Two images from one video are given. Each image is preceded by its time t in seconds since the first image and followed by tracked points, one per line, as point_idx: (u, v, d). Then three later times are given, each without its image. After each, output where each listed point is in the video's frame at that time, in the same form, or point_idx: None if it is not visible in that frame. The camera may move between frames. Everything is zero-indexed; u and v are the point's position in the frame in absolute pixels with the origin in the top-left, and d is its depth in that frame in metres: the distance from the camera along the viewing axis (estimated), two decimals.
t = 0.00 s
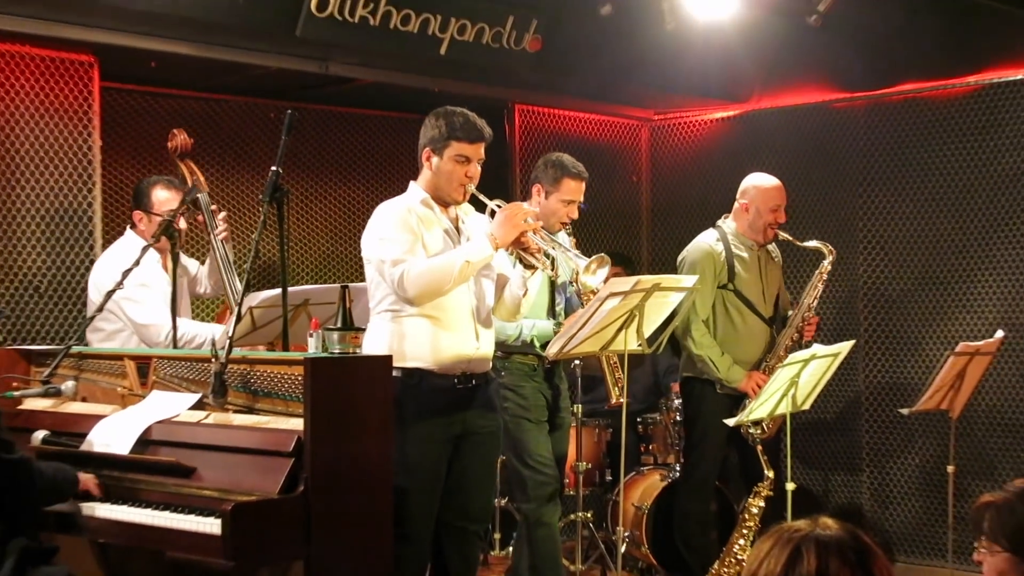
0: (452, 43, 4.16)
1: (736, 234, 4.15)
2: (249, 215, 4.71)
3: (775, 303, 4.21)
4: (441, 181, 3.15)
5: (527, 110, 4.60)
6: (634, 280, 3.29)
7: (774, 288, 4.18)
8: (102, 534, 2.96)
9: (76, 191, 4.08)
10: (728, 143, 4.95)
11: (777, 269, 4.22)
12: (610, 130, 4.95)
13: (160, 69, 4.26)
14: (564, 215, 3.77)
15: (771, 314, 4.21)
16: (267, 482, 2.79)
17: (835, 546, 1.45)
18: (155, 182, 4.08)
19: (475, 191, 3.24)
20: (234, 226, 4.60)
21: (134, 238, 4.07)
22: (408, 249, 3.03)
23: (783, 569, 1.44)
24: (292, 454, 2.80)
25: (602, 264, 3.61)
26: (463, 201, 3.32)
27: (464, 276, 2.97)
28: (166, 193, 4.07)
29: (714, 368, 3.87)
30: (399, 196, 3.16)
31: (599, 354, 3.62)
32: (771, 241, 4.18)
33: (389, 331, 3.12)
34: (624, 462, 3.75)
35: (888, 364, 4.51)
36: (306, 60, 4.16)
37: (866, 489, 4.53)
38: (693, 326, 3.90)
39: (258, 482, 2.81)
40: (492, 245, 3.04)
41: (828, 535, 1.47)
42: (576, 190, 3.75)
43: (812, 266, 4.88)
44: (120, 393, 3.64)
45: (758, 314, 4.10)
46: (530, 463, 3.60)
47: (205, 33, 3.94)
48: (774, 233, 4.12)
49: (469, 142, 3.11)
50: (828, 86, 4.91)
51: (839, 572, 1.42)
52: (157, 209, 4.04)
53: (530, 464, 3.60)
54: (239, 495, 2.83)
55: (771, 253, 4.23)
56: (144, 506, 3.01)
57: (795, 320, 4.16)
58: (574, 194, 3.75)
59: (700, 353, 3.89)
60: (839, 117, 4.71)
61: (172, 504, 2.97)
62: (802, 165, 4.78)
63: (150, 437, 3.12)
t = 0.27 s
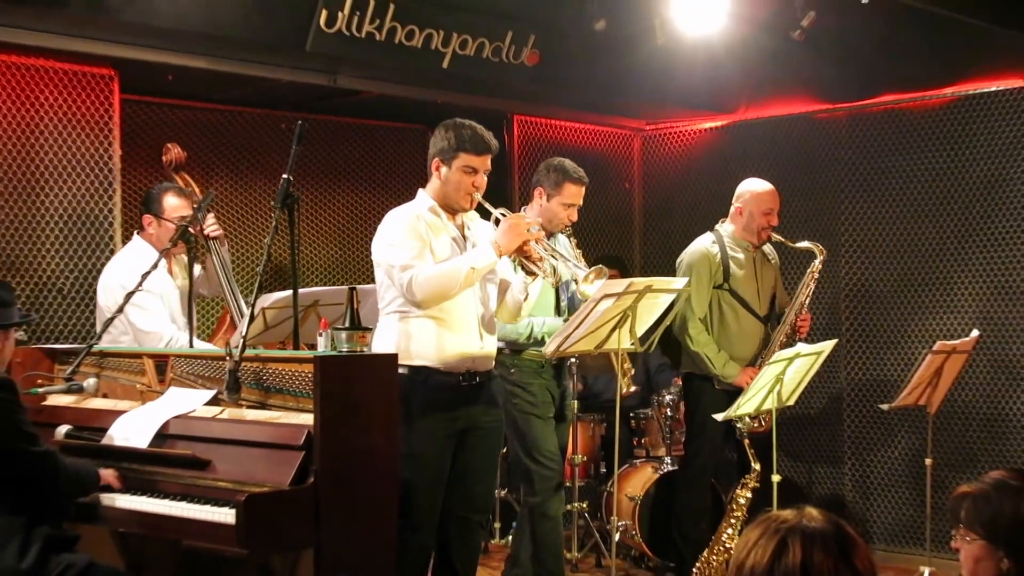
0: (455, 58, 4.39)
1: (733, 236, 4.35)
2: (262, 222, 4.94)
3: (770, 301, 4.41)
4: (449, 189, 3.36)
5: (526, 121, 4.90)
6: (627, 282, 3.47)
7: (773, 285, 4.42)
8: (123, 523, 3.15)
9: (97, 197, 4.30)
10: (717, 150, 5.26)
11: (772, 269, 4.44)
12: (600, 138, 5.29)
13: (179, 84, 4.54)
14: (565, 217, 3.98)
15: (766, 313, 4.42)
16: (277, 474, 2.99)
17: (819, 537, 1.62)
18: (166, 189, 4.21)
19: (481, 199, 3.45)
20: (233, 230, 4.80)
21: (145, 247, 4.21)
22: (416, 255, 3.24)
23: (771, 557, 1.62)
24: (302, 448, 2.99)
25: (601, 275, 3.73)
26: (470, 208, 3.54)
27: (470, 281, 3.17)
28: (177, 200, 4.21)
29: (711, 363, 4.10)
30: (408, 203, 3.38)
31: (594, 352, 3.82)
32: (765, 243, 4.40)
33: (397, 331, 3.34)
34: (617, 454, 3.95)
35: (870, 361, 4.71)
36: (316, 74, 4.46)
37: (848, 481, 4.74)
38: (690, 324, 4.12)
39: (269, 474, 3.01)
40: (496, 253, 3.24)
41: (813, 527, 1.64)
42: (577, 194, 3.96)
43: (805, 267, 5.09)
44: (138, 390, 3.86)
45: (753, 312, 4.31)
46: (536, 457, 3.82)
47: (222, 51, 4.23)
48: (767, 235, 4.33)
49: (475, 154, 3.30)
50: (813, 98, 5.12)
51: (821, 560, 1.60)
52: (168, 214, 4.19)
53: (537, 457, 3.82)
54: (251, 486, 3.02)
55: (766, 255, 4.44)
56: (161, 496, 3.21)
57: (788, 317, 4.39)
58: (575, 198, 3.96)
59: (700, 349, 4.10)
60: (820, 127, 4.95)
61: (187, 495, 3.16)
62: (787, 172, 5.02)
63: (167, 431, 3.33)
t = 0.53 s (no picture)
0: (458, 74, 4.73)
1: (731, 241, 4.61)
2: (276, 225, 5.24)
3: (765, 298, 4.66)
4: (458, 197, 3.62)
5: (528, 133, 5.26)
6: (622, 283, 3.69)
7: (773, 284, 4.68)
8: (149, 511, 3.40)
9: (122, 204, 4.60)
10: (707, 159, 5.55)
11: (769, 269, 4.69)
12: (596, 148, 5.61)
13: (199, 97, 4.83)
14: (561, 208, 4.22)
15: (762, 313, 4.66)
16: (293, 465, 3.23)
17: (803, 529, 1.80)
18: (173, 196, 4.52)
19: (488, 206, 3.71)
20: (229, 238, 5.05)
21: (161, 253, 4.44)
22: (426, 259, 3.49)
23: (759, 547, 1.79)
24: (317, 440, 3.24)
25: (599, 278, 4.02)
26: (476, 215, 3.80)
27: (475, 285, 3.41)
28: (186, 205, 4.53)
29: (710, 361, 4.33)
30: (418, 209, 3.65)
31: (591, 350, 4.06)
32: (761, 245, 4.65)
33: (408, 330, 3.60)
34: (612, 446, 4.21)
35: (850, 359, 4.98)
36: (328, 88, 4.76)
37: (830, 471, 5.01)
38: (689, 325, 4.35)
39: (285, 465, 3.25)
40: (501, 257, 3.49)
41: (798, 519, 1.82)
42: (568, 186, 4.20)
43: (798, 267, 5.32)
44: (161, 386, 4.11)
45: (749, 312, 4.54)
46: (541, 451, 4.07)
47: (242, 68, 4.54)
48: (763, 238, 4.60)
49: (483, 164, 3.56)
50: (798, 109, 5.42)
51: (806, 552, 1.78)
52: (179, 219, 4.50)
53: (541, 451, 4.07)
54: (268, 477, 3.26)
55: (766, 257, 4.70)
56: (183, 486, 3.45)
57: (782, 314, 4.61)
58: (567, 189, 4.20)
59: (696, 345, 4.35)
60: (805, 137, 5.21)
61: (206, 484, 3.39)
62: (772, 180, 5.29)
63: (190, 425, 3.58)
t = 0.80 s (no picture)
0: (462, 83, 5.00)
1: (726, 244, 4.82)
2: (287, 228, 5.47)
3: (760, 298, 4.84)
4: (460, 202, 3.84)
5: (527, 140, 5.55)
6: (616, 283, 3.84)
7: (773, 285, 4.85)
8: (168, 499, 3.59)
9: (140, 208, 4.84)
10: (698, 165, 5.80)
11: (767, 271, 4.88)
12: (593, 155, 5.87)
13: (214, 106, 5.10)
14: (556, 206, 4.43)
15: (756, 312, 4.86)
16: (302, 457, 3.43)
17: (792, 521, 1.88)
18: (188, 201, 4.70)
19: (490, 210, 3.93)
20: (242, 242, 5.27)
21: (174, 256, 4.62)
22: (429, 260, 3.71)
23: (748, 540, 1.87)
24: (325, 433, 3.45)
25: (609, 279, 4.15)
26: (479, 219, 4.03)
27: (476, 284, 3.63)
28: (200, 210, 4.70)
29: (704, 357, 4.57)
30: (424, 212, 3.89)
31: (587, 347, 4.21)
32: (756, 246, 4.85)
33: (414, 327, 3.82)
34: (608, 438, 4.43)
35: (833, 358, 5.23)
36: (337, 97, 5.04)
37: (815, 462, 5.25)
38: (683, 323, 4.59)
39: (295, 457, 3.45)
40: (501, 257, 3.70)
41: (785, 511, 1.90)
42: (561, 184, 4.42)
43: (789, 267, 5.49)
44: (177, 381, 4.32)
45: (744, 311, 4.77)
46: (545, 446, 4.28)
47: (255, 78, 4.79)
48: (756, 240, 4.77)
49: (484, 170, 3.77)
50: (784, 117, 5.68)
51: (793, 540, 1.86)
52: (192, 223, 4.67)
53: (545, 446, 4.28)
54: (280, 468, 3.46)
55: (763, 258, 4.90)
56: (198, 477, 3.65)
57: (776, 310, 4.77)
58: (561, 187, 4.42)
59: (691, 342, 4.58)
60: (788, 147, 5.49)
61: (220, 475, 3.59)
62: (760, 184, 5.57)
63: (204, 418, 3.78)
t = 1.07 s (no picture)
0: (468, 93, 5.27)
1: (724, 248, 5.00)
2: (300, 232, 5.74)
3: (755, 298, 5.03)
4: (465, 207, 4.07)
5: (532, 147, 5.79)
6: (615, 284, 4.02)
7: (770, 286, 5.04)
8: (188, 490, 3.79)
9: (161, 212, 5.09)
10: (693, 171, 6.08)
11: (764, 274, 5.07)
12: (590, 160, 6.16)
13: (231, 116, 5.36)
14: (556, 209, 4.65)
15: (753, 311, 5.04)
16: (315, 451, 3.62)
17: (785, 515, 1.80)
18: (204, 204, 4.93)
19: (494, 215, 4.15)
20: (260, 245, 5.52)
21: (194, 258, 4.84)
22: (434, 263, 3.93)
23: (743, 533, 1.79)
24: (337, 427, 3.64)
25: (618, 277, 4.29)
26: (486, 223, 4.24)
27: (478, 284, 3.82)
28: (216, 212, 4.93)
29: (701, 354, 4.79)
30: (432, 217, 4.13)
31: (589, 346, 4.40)
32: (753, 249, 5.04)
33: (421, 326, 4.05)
34: (607, 432, 4.65)
35: (822, 356, 5.49)
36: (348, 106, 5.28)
37: (806, 455, 5.50)
38: (681, 322, 4.81)
39: (308, 450, 3.64)
40: (502, 260, 3.88)
41: (775, 504, 1.81)
42: (559, 188, 4.64)
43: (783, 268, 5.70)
44: (196, 378, 4.52)
45: (740, 310, 4.97)
46: (552, 445, 4.44)
47: (269, 87, 5.04)
48: (752, 244, 4.97)
49: (487, 176, 3.98)
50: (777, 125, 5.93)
51: (785, 532, 1.78)
52: (208, 225, 4.90)
53: (552, 445, 4.44)
54: (294, 460, 3.65)
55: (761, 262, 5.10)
56: (217, 469, 3.85)
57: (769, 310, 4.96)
58: (560, 191, 4.64)
59: (688, 337, 4.80)
60: (778, 155, 5.73)
61: (238, 468, 3.79)
62: (753, 189, 5.83)
63: (222, 413, 3.99)
